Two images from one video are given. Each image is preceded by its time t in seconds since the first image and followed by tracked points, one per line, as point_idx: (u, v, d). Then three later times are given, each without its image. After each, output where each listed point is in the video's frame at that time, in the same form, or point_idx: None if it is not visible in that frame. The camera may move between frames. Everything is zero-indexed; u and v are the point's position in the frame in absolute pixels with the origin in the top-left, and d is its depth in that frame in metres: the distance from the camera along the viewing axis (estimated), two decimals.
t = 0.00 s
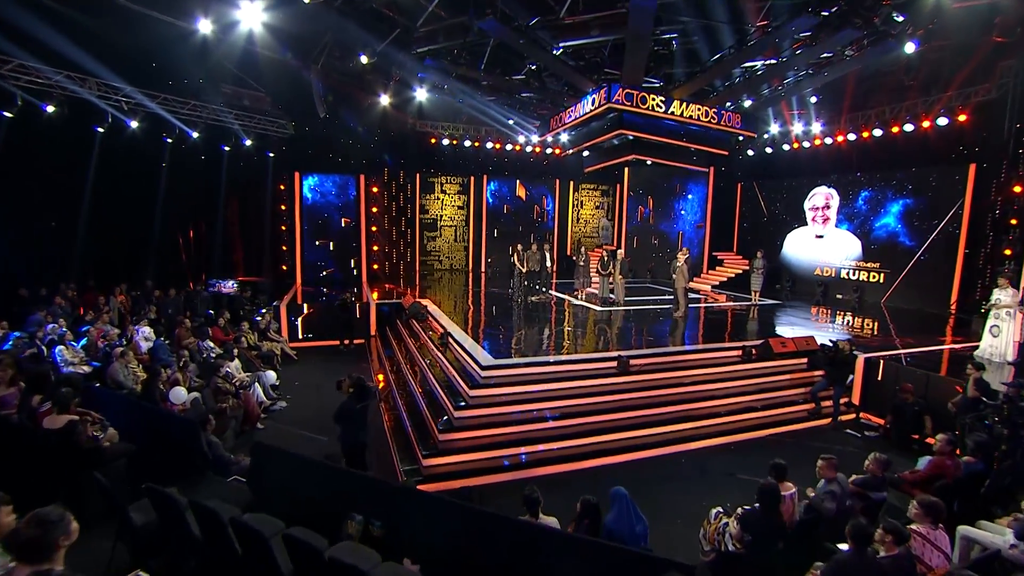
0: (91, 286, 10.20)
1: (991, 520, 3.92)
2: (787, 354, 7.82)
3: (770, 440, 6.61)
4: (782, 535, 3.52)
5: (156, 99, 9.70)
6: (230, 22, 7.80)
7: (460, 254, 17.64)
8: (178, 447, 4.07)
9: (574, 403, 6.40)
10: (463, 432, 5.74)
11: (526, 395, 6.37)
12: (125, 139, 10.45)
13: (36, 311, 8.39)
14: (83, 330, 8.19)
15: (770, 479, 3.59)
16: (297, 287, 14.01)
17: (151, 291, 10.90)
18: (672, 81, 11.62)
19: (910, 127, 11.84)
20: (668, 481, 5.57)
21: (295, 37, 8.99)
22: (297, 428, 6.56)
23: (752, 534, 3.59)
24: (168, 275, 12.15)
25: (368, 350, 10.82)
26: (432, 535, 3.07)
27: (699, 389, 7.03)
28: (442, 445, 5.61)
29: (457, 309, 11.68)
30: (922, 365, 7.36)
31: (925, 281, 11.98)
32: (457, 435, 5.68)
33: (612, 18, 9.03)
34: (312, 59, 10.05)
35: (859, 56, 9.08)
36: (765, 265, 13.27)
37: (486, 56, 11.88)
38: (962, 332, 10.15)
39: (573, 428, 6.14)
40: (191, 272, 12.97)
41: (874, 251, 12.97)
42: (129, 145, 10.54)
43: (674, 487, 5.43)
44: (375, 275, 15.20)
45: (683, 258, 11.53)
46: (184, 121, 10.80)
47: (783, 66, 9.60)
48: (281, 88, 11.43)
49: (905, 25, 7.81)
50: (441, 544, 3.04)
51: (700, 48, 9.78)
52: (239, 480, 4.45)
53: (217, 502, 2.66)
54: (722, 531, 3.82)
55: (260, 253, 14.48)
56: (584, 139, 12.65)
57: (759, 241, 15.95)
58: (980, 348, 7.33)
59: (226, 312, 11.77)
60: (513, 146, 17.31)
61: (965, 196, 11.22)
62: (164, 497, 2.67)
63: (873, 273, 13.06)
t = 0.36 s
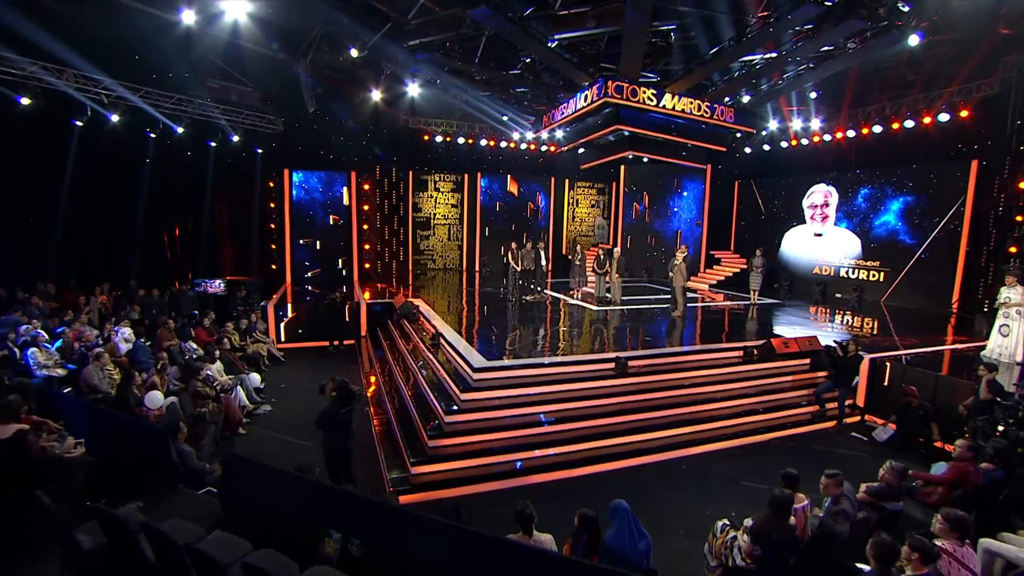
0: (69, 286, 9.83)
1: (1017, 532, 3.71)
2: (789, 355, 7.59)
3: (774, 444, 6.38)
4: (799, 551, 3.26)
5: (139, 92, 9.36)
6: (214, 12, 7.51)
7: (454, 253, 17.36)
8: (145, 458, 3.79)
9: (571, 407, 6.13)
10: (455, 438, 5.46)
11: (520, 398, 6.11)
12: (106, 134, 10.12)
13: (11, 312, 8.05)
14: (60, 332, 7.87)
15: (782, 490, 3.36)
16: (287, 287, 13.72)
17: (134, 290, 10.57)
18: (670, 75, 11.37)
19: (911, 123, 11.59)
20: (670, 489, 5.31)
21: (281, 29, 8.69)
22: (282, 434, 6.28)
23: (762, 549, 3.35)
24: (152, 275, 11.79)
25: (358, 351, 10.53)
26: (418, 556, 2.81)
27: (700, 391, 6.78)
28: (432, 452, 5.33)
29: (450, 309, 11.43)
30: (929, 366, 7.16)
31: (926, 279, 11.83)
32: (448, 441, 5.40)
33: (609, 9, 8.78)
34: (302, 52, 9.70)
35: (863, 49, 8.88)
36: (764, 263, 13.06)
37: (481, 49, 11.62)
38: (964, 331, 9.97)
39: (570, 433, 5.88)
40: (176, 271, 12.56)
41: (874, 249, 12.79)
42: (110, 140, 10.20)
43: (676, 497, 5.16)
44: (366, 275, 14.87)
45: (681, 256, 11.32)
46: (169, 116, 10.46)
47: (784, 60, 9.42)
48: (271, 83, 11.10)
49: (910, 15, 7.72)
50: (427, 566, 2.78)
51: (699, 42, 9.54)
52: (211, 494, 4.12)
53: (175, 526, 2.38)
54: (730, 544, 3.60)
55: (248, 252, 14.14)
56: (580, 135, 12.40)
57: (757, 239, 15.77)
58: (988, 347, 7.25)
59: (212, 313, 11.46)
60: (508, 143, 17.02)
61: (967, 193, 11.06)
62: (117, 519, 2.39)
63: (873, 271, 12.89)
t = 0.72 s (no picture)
0: (42, 286, 9.43)
1: None
2: (788, 356, 7.38)
3: (774, 449, 6.15)
4: (808, 568, 3.03)
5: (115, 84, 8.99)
6: (192, 0, 7.19)
7: (445, 253, 17.12)
8: (101, 471, 3.49)
9: (563, 411, 5.89)
10: (440, 444, 5.20)
11: (511, 402, 5.86)
12: (80, 127, 9.71)
13: None
14: (29, 334, 7.52)
15: (791, 502, 3.13)
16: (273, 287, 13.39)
17: (111, 290, 10.20)
18: (664, 69, 11.12)
19: (908, 120, 11.35)
20: (666, 498, 5.07)
21: (264, 20, 8.39)
22: (260, 441, 5.98)
23: (768, 567, 3.09)
24: (131, 274, 11.38)
25: (345, 353, 10.23)
26: None
27: (697, 393, 6.55)
28: (416, 459, 5.06)
29: (440, 309, 11.16)
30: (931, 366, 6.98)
31: (922, 278, 11.71)
32: (434, 448, 5.14)
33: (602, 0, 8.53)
34: (286, 44, 9.38)
35: (861, 43, 8.72)
36: (759, 262, 12.89)
37: (472, 42, 11.37)
38: (961, 330, 9.83)
39: (561, 438, 5.63)
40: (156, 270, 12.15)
41: (869, 248, 12.66)
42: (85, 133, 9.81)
43: (673, 506, 4.92)
44: (354, 274, 14.66)
45: (676, 255, 11.11)
46: (147, 109, 10.07)
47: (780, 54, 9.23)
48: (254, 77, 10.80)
49: (911, 7, 7.55)
50: None
51: (694, 35, 9.32)
52: (173, 510, 3.94)
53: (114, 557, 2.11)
54: (735, 561, 3.36)
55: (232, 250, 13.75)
56: (572, 131, 12.17)
57: (751, 238, 15.62)
58: (991, 347, 7.18)
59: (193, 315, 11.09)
60: (499, 141, 16.71)
61: (964, 191, 10.93)
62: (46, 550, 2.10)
63: (868, 270, 12.75)
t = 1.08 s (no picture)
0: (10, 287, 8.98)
1: None
2: (786, 356, 7.19)
3: (773, 453, 5.93)
4: None
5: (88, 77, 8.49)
6: None
7: (434, 251, 16.90)
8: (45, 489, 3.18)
9: (555, 414, 5.66)
10: (425, 451, 4.94)
11: (499, 406, 5.62)
12: (51, 121, 9.09)
13: None
14: None
15: (799, 516, 2.90)
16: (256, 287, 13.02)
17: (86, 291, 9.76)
18: (656, 62, 10.85)
19: (902, 116, 11.31)
20: (663, 506, 4.84)
21: (245, 8, 8.08)
22: (235, 449, 5.67)
23: None
24: (109, 275, 10.85)
25: (329, 355, 9.92)
26: None
27: (693, 395, 6.33)
28: (399, 468, 4.80)
29: (428, 309, 10.90)
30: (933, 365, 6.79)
31: (917, 275, 11.59)
32: (420, 456, 4.88)
33: None
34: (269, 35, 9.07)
35: (859, 34, 8.53)
36: (754, 260, 12.71)
37: (461, 34, 11.10)
38: (957, 327, 9.71)
39: (553, 443, 5.39)
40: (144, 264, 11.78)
41: (864, 245, 12.53)
42: (58, 128, 9.27)
43: (670, 516, 4.69)
44: (340, 274, 14.21)
45: (669, 252, 10.89)
46: (123, 103, 9.59)
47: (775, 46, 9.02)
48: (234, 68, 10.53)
49: None
50: None
51: (690, 26, 9.03)
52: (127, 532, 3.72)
53: None
54: None
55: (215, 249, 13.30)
56: (563, 127, 11.94)
57: (744, 236, 15.46)
58: (991, 345, 7.04)
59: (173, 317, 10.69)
60: (489, 137, 16.60)
61: (959, 186, 10.82)
62: None
63: (863, 268, 12.65)
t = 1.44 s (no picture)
0: None
1: None
2: (783, 356, 7.01)
3: (773, 458, 5.71)
4: None
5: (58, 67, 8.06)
6: None
7: (423, 250, 16.77)
8: None
9: (545, 419, 5.42)
10: (408, 459, 4.67)
11: (487, 411, 5.37)
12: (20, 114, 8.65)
13: None
14: None
15: (806, 533, 2.71)
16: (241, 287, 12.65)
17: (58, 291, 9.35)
18: (648, 56, 10.62)
19: (897, 113, 11.19)
20: (659, 517, 4.60)
21: None
22: (209, 457, 5.37)
23: None
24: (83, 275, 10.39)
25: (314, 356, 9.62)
26: None
27: (688, 397, 6.11)
28: (380, 477, 4.53)
29: (416, 309, 10.66)
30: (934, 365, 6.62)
31: (913, 274, 11.47)
32: (402, 465, 4.61)
33: None
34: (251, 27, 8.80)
35: (856, 28, 8.36)
36: (748, 259, 12.54)
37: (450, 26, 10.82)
38: (954, 326, 9.58)
39: (543, 450, 5.14)
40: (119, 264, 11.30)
41: (859, 243, 12.40)
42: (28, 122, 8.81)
43: (666, 527, 4.45)
44: (326, 274, 13.90)
45: (662, 251, 10.68)
46: (97, 96, 9.16)
47: (769, 41, 8.85)
48: (215, 62, 10.19)
49: None
50: None
51: (683, 18, 8.78)
52: (70, 555, 3.47)
53: None
54: None
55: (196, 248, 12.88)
56: (553, 123, 11.71)
57: (738, 235, 15.31)
58: (991, 345, 6.87)
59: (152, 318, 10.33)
60: (479, 135, 16.30)
61: (955, 184, 10.69)
62: None
63: (858, 267, 12.53)
